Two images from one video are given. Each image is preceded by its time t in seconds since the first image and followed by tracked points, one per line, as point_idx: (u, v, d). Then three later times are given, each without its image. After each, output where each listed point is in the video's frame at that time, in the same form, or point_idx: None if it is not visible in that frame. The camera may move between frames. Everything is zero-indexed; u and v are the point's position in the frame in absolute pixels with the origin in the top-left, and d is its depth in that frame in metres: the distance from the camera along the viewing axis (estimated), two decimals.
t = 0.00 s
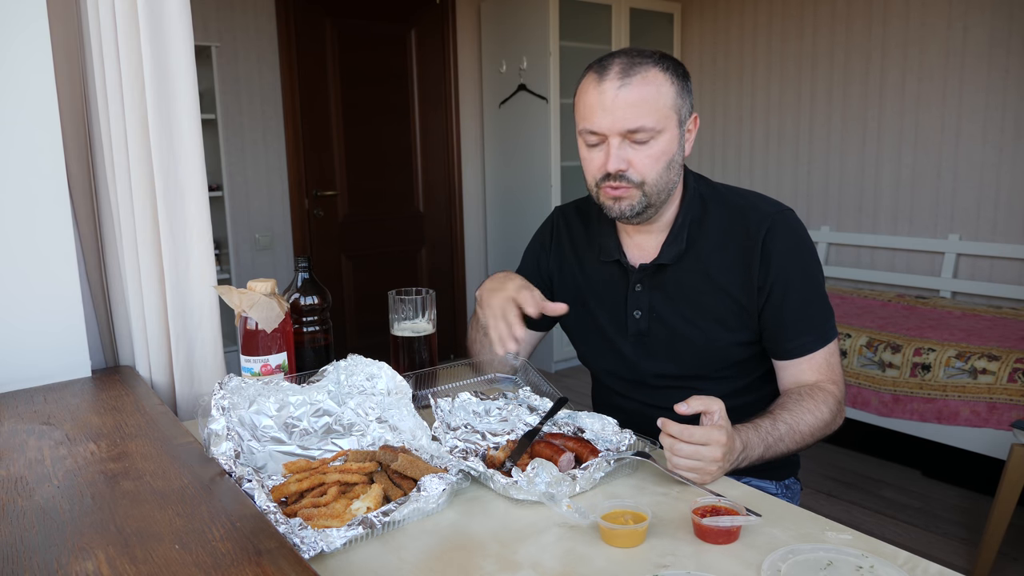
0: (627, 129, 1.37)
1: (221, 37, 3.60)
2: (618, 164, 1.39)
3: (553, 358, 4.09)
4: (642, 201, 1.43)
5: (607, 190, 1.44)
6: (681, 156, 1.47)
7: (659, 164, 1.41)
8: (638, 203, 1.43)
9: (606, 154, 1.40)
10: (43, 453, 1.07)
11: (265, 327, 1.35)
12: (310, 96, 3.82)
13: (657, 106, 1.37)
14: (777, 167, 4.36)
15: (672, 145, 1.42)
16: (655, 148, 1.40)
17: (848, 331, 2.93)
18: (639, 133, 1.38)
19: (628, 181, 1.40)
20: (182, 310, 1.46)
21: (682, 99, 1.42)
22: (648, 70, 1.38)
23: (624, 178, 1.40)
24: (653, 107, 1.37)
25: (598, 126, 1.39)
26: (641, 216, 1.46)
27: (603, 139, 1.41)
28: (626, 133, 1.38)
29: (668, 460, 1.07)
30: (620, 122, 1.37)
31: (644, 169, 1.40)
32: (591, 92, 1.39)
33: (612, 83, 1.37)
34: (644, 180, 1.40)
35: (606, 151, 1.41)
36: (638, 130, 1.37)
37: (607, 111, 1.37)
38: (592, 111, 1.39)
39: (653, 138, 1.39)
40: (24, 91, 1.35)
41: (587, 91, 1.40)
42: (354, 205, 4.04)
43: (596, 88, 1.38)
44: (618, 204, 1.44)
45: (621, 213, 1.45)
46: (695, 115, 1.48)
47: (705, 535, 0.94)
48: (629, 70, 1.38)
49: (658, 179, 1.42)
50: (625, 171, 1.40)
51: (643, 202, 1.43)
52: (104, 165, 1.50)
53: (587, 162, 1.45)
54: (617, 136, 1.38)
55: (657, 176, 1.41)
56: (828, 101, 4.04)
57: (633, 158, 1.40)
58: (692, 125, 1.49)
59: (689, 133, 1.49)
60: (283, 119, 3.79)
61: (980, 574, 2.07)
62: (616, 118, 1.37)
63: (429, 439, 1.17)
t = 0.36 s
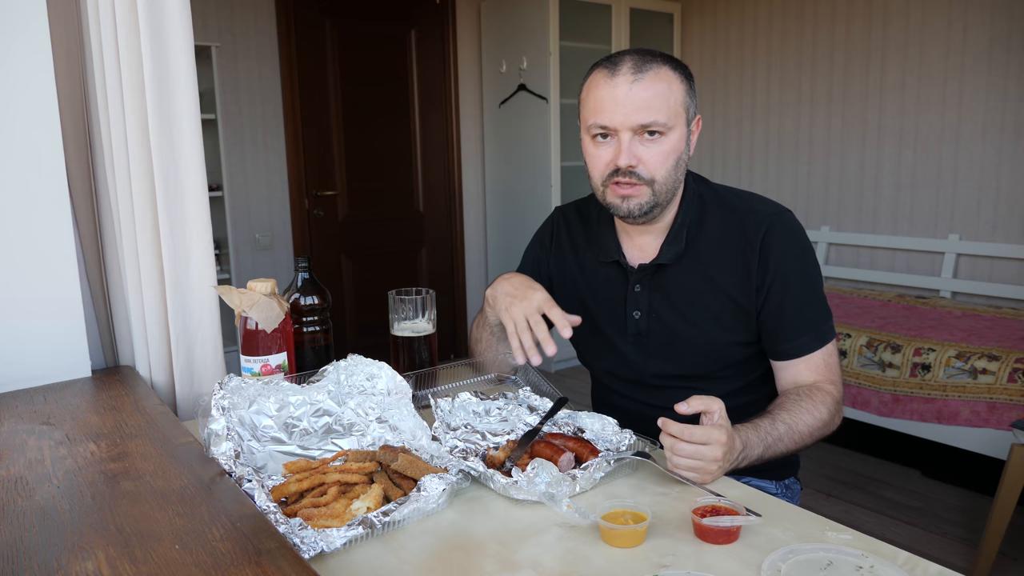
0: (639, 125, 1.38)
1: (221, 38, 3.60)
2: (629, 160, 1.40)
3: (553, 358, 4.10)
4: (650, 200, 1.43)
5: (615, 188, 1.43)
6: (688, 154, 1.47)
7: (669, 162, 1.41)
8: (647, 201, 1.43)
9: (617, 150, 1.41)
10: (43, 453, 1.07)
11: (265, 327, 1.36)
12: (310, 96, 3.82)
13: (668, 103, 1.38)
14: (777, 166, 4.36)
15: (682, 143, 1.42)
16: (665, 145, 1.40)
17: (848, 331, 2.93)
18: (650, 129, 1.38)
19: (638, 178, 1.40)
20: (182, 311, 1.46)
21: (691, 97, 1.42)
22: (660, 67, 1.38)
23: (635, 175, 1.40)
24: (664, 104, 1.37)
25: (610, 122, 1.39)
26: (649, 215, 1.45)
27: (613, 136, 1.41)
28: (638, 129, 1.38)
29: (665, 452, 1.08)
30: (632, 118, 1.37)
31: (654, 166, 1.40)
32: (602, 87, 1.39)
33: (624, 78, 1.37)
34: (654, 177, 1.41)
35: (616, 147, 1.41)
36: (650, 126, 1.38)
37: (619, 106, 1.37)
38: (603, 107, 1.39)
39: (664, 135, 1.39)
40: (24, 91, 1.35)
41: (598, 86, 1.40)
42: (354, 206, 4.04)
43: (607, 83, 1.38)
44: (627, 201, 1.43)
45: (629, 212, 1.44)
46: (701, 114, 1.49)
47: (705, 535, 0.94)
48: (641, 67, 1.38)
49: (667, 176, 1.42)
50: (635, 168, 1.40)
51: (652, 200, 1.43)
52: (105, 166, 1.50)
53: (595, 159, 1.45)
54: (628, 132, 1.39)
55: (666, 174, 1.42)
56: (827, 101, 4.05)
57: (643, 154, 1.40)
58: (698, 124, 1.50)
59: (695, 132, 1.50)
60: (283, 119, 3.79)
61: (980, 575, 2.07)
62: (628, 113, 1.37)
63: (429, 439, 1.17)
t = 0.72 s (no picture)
0: (642, 127, 1.38)
1: (221, 38, 3.60)
2: (633, 162, 1.39)
3: (553, 358, 4.10)
4: (654, 201, 1.43)
5: (619, 190, 1.43)
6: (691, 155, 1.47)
7: (672, 163, 1.41)
8: (651, 202, 1.43)
9: (621, 153, 1.40)
10: (43, 453, 1.07)
11: (265, 327, 1.35)
12: (311, 96, 3.82)
13: (671, 104, 1.38)
14: (777, 166, 4.36)
15: (685, 143, 1.42)
16: (669, 146, 1.40)
17: (848, 331, 2.93)
18: (653, 130, 1.38)
19: (642, 180, 1.40)
20: (182, 311, 1.46)
21: (693, 98, 1.43)
22: (662, 69, 1.38)
23: (639, 176, 1.40)
24: (668, 105, 1.37)
25: (613, 124, 1.39)
26: (652, 216, 1.45)
27: (615, 138, 1.41)
28: (642, 130, 1.38)
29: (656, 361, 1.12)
30: (636, 120, 1.37)
31: (658, 168, 1.40)
32: (604, 89, 1.38)
33: (627, 80, 1.37)
34: (658, 178, 1.41)
35: (620, 149, 1.40)
36: (653, 127, 1.38)
37: (622, 109, 1.37)
38: (606, 109, 1.38)
39: (668, 136, 1.39)
40: (24, 91, 1.35)
41: (600, 88, 1.39)
42: (354, 206, 4.04)
43: (610, 85, 1.38)
44: (631, 203, 1.43)
45: (633, 213, 1.44)
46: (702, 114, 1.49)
47: (705, 535, 0.94)
48: (643, 69, 1.38)
49: (670, 177, 1.42)
50: (639, 169, 1.40)
51: (656, 201, 1.43)
52: (105, 165, 1.50)
53: (598, 162, 1.44)
54: (632, 133, 1.38)
55: (670, 175, 1.42)
56: (828, 101, 4.04)
57: (647, 156, 1.40)
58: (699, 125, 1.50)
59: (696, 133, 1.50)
60: (283, 119, 3.79)
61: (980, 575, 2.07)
62: (632, 115, 1.37)
63: (429, 439, 1.17)
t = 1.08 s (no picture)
0: (644, 123, 1.38)
1: (221, 38, 3.60)
2: (635, 158, 1.39)
3: (553, 358, 4.10)
4: (655, 198, 1.43)
5: (620, 186, 1.43)
6: (693, 153, 1.47)
7: (674, 160, 1.41)
8: (652, 200, 1.43)
9: (622, 149, 1.40)
10: (43, 453, 1.07)
11: (265, 327, 1.35)
12: (311, 96, 3.82)
13: (674, 101, 1.38)
14: (777, 166, 4.36)
15: (687, 141, 1.42)
16: (671, 143, 1.40)
17: (848, 331, 2.93)
18: (655, 126, 1.39)
19: (643, 176, 1.40)
20: (182, 311, 1.46)
21: (695, 96, 1.43)
22: (665, 65, 1.38)
23: (640, 173, 1.40)
24: (670, 102, 1.38)
25: (615, 119, 1.39)
26: (653, 215, 1.45)
27: (617, 133, 1.41)
28: (644, 126, 1.38)
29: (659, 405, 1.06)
30: (638, 115, 1.37)
31: (660, 164, 1.40)
32: (607, 85, 1.39)
33: (630, 76, 1.37)
34: (660, 175, 1.41)
35: (622, 144, 1.41)
36: (655, 123, 1.38)
37: (625, 104, 1.37)
38: (608, 104, 1.39)
39: (669, 132, 1.39)
40: (24, 91, 1.35)
41: (603, 83, 1.39)
42: (354, 206, 4.04)
43: (612, 81, 1.38)
44: (632, 200, 1.43)
45: (633, 211, 1.44)
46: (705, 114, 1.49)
47: (705, 535, 0.94)
48: (646, 65, 1.38)
49: (672, 174, 1.42)
50: (641, 165, 1.40)
51: (657, 198, 1.43)
52: (105, 165, 1.50)
53: (599, 158, 1.44)
54: (634, 129, 1.39)
55: (672, 172, 1.42)
56: (828, 101, 4.04)
57: (649, 152, 1.40)
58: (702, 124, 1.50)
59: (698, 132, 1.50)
60: (283, 119, 3.79)
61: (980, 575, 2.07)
62: (634, 110, 1.37)
63: (429, 439, 1.17)
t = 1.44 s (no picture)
0: (646, 127, 1.37)
1: (221, 38, 3.60)
2: (637, 162, 1.39)
3: (553, 358, 4.10)
4: (657, 202, 1.43)
5: (621, 190, 1.43)
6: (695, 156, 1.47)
7: (676, 163, 1.41)
8: (654, 203, 1.43)
9: (624, 152, 1.40)
10: (43, 453, 1.07)
11: (265, 327, 1.35)
12: (311, 96, 3.82)
13: (676, 105, 1.38)
14: (777, 166, 4.36)
15: (688, 144, 1.42)
16: (673, 147, 1.40)
17: (848, 331, 2.93)
18: (657, 130, 1.38)
19: (645, 180, 1.40)
20: (182, 311, 1.46)
21: (698, 100, 1.43)
22: (668, 68, 1.38)
23: (642, 176, 1.40)
24: (672, 106, 1.37)
25: (618, 122, 1.39)
26: (655, 217, 1.46)
27: (620, 137, 1.41)
28: (646, 130, 1.38)
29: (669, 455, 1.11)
30: (640, 119, 1.37)
31: (661, 168, 1.40)
32: (609, 88, 1.38)
33: (632, 79, 1.36)
34: (661, 179, 1.41)
35: (624, 148, 1.40)
36: (658, 127, 1.37)
37: (627, 108, 1.37)
38: (611, 107, 1.38)
39: (671, 136, 1.39)
40: (24, 91, 1.35)
41: (605, 86, 1.39)
42: (354, 206, 4.04)
43: (615, 84, 1.37)
44: (633, 203, 1.43)
45: (635, 214, 1.44)
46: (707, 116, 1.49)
47: (705, 535, 0.94)
48: (649, 68, 1.37)
49: (674, 178, 1.42)
50: (642, 169, 1.40)
51: (658, 201, 1.43)
52: (105, 165, 1.50)
53: (601, 160, 1.44)
54: (636, 132, 1.38)
55: (673, 176, 1.42)
56: (828, 101, 4.04)
57: (651, 156, 1.40)
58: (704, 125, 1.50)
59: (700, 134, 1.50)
60: (283, 119, 3.79)
61: None
62: (637, 114, 1.37)
63: (429, 439, 1.17)
